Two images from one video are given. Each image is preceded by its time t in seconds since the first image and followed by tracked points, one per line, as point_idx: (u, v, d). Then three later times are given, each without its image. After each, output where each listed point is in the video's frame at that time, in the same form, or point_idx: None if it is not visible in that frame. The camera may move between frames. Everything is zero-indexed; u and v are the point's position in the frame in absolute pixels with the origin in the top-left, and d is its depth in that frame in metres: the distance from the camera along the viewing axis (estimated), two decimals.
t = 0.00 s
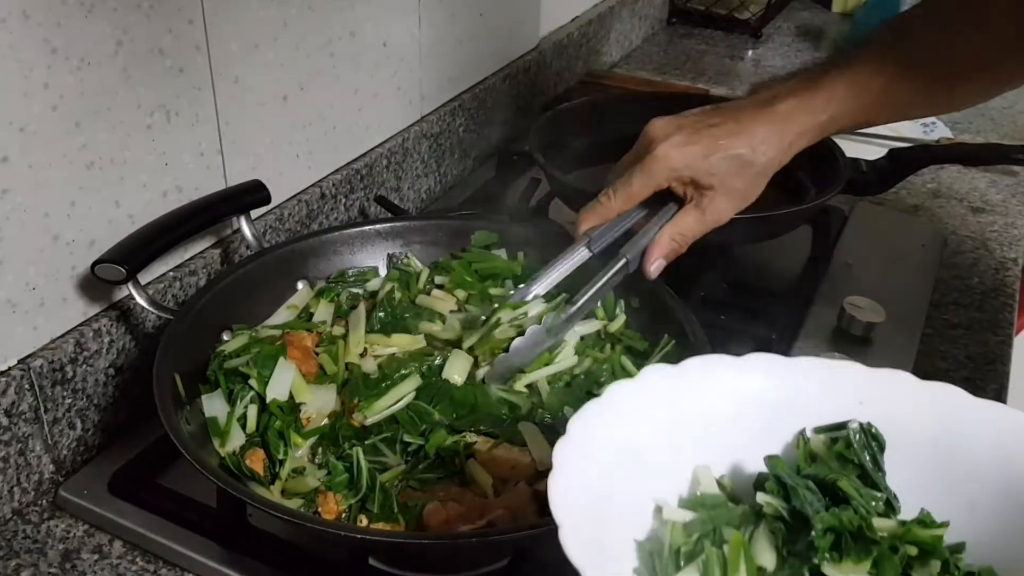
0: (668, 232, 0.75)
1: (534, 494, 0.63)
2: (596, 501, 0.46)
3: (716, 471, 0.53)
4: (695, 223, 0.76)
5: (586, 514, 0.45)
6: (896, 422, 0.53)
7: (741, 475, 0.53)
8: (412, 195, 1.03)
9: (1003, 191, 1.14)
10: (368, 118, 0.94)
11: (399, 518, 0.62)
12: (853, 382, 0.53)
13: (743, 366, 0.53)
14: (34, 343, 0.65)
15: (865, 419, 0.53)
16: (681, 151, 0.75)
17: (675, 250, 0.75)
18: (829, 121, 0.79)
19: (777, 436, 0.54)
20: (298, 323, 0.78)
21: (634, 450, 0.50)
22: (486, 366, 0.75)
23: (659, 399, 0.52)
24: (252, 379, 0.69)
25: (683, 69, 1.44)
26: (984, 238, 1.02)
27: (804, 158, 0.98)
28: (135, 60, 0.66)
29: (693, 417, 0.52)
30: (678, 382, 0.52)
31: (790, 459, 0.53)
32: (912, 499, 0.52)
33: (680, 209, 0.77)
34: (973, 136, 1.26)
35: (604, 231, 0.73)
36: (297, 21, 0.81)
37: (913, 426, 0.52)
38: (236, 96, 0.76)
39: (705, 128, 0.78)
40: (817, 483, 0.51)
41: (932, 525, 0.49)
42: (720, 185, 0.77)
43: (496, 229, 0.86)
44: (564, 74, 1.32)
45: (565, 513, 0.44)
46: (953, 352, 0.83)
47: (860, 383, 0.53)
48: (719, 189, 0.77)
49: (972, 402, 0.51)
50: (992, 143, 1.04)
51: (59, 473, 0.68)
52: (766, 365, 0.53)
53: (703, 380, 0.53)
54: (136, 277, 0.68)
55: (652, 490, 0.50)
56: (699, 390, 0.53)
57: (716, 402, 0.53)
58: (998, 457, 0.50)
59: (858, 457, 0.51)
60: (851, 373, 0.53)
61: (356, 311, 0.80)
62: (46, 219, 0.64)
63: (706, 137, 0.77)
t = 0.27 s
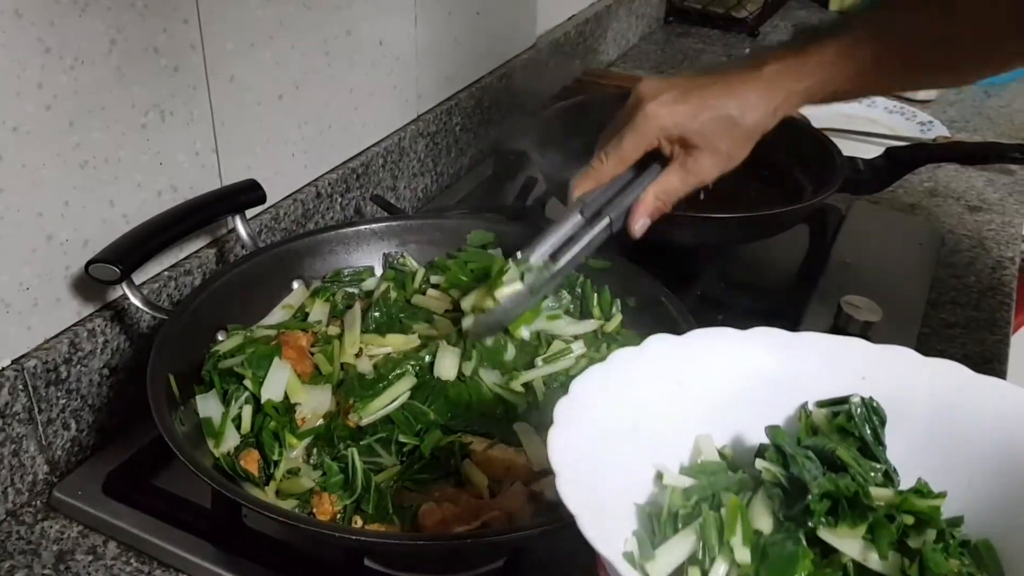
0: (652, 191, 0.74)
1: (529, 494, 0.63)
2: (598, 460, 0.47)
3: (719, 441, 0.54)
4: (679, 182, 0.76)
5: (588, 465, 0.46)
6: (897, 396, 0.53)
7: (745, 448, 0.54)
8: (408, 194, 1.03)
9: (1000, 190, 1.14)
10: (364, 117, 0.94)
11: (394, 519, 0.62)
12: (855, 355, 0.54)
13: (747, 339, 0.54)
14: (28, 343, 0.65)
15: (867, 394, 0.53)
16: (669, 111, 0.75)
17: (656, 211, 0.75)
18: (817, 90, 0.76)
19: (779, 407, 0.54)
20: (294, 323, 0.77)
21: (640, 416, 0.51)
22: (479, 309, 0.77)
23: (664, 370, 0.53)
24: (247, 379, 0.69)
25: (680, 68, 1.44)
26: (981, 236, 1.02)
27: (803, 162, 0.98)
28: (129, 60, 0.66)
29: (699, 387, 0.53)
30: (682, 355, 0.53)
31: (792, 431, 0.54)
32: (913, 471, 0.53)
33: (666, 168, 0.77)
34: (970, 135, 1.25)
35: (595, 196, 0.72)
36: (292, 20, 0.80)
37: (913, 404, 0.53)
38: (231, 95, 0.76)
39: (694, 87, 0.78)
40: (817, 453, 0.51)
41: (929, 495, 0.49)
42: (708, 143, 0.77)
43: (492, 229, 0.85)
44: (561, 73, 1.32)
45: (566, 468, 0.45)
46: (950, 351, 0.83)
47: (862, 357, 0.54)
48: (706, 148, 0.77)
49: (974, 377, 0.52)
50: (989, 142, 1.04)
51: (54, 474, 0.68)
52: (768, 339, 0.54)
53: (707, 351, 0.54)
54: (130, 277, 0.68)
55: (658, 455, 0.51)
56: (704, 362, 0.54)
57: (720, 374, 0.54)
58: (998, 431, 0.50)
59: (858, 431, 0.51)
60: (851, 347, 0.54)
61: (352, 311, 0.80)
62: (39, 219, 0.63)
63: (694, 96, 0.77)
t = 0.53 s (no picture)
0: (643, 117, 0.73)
1: (526, 492, 0.63)
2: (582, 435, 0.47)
3: (704, 416, 0.53)
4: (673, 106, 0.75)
5: (568, 443, 0.46)
6: (882, 372, 0.52)
7: (729, 424, 0.53)
8: (404, 193, 1.03)
9: (997, 186, 1.13)
10: (360, 116, 0.94)
11: (390, 519, 0.62)
12: (842, 331, 0.53)
13: (737, 319, 0.53)
14: (23, 345, 0.65)
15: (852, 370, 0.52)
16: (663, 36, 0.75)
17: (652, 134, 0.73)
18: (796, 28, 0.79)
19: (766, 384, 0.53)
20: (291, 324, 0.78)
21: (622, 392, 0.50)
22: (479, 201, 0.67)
23: (651, 350, 0.52)
24: (243, 380, 0.69)
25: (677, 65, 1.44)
26: (978, 233, 1.02)
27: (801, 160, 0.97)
28: (124, 60, 0.66)
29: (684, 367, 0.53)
30: (671, 336, 0.52)
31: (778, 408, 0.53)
32: (892, 443, 0.52)
33: (659, 92, 0.76)
34: (967, 131, 1.25)
35: (586, 120, 0.71)
36: (287, 19, 0.80)
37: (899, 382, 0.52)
38: (226, 94, 0.76)
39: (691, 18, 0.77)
40: (798, 427, 0.50)
41: (905, 466, 0.48)
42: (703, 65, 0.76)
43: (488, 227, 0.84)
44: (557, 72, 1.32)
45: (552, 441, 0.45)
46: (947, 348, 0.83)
47: (845, 335, 0.53)
48: (700, 71, 0.76)
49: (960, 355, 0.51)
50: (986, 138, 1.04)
51: (50, 476, 0.68)
52: (759, 318, 0.53)
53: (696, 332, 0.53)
54: (125, 277, 0.68)
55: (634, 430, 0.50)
56: (691, 343, 0.53)
57: (706, 353, 0.53)
58: (982, 409, 0.49)
59: (840, 406, 0.50)
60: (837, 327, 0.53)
61: (348, 311, 0.80)
62: (34, 220, 0.63)
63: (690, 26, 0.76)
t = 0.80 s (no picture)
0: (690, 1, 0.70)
1: (525, 487, 0.63)
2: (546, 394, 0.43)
3: (676, 380, 0.49)
4: None
5: (535, 396, 0.43)
6: (850, 338, 0.48)
7: (702, 391, 0.49)
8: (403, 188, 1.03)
9: (996, 179, 1.13)
10: (358, 111, 0.94)
11: (389, 514, 0.62)
12: (816, 302, 0.49)
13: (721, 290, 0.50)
14: (22, 341, 0.65)
15: (821, 339, 0.48)
16: None
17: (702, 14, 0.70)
18: None
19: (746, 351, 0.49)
20: (289, 318, 0.77)
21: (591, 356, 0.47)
22: (530, 46, 0.68)
23: (625, 312, 0.48)
24: (242, 375, 0.69)
25: (676, 60, 1.44)
26: (978, 226, 1.02)
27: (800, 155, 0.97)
28: (121, 56, 0.66)
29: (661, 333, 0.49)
30: (649, 300, 0.49)
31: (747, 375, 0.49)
32: (853, 407, 0.48)
33: None
34: (967, 124, 1.25)
35: None
36: (284, 14, 0.80)
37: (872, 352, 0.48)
38: (223, 90, 0.76)
39: None
40: (765, 390, 0.47)
41: (867, 428, 0.45)
42: None
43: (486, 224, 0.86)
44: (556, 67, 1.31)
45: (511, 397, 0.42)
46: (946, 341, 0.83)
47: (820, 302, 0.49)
48: None
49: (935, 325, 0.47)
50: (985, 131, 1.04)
51: (50, 472, 0.68)
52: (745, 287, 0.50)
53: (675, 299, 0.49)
54: (124, 274, 0.68)
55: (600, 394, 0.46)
56: (670, 308, 0.49)
57: (686, 319, 0.49)
58: (952, 378, 0.45)
59: (808, 370, 0.47)
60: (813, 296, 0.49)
61: (347, 306, 0.80)
62: (32, 217, 0.63)
63: None
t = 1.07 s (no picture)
0: None
1: (525, 485, 0.63)
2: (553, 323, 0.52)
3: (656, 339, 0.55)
4: None
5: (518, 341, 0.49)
6: (835, 309, 0.54)
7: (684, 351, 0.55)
8: (401, 186, 1.03)
9: (995, 176, 1.13)
10: (356, 109, 0.94)
11: (388, 512, 0.62)
12: (805, 271, 0.55)
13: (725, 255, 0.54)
14: (19, 340, 0.65)
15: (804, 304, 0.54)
16: None
17: None
18: None
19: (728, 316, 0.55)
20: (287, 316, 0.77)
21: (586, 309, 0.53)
22: None
23: (611, 273, 0.55)
24: (240, 373, 0.69)
25: (675, 57, 1.44)
26: (976, 222, 1.02)
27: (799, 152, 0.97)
28: (119, 54, 0.66)
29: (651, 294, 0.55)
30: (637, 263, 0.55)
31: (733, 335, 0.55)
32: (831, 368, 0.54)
33: None
34: (965, 121, 1.25)
35: None
36: (282, 11, 0.80)
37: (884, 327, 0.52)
38: (221, 87, 0.76)
39: None
40: (747, 351, 0.52)
41: (843, 390, 0.51)
42: None
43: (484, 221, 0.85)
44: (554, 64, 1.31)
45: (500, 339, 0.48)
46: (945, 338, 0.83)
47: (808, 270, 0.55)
48: None
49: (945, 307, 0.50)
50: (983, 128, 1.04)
51: (47, 471, 0.68)
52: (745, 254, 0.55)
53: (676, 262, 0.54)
54: (121, 272, 0.67)
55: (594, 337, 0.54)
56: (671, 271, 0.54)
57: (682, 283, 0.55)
58: (925, 349, 0.50)
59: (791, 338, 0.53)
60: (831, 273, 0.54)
61: (345, 304, 0.79)
62: (29, 215, 0.63)
63: None
